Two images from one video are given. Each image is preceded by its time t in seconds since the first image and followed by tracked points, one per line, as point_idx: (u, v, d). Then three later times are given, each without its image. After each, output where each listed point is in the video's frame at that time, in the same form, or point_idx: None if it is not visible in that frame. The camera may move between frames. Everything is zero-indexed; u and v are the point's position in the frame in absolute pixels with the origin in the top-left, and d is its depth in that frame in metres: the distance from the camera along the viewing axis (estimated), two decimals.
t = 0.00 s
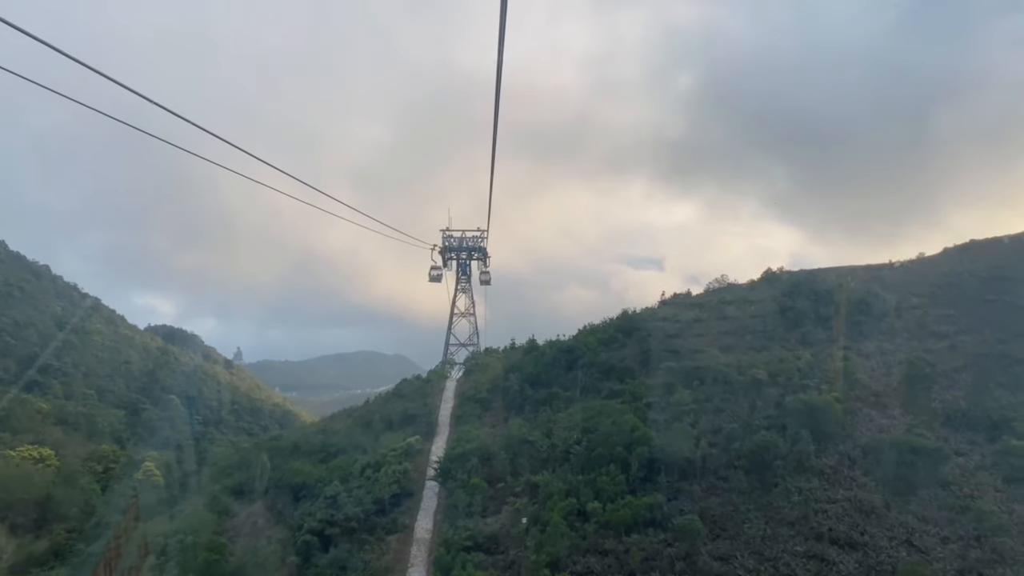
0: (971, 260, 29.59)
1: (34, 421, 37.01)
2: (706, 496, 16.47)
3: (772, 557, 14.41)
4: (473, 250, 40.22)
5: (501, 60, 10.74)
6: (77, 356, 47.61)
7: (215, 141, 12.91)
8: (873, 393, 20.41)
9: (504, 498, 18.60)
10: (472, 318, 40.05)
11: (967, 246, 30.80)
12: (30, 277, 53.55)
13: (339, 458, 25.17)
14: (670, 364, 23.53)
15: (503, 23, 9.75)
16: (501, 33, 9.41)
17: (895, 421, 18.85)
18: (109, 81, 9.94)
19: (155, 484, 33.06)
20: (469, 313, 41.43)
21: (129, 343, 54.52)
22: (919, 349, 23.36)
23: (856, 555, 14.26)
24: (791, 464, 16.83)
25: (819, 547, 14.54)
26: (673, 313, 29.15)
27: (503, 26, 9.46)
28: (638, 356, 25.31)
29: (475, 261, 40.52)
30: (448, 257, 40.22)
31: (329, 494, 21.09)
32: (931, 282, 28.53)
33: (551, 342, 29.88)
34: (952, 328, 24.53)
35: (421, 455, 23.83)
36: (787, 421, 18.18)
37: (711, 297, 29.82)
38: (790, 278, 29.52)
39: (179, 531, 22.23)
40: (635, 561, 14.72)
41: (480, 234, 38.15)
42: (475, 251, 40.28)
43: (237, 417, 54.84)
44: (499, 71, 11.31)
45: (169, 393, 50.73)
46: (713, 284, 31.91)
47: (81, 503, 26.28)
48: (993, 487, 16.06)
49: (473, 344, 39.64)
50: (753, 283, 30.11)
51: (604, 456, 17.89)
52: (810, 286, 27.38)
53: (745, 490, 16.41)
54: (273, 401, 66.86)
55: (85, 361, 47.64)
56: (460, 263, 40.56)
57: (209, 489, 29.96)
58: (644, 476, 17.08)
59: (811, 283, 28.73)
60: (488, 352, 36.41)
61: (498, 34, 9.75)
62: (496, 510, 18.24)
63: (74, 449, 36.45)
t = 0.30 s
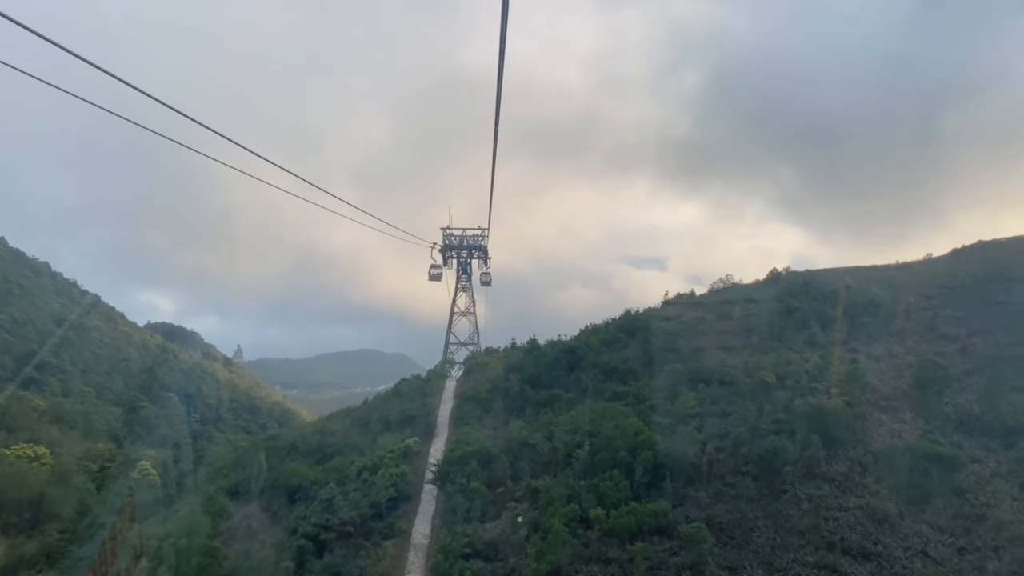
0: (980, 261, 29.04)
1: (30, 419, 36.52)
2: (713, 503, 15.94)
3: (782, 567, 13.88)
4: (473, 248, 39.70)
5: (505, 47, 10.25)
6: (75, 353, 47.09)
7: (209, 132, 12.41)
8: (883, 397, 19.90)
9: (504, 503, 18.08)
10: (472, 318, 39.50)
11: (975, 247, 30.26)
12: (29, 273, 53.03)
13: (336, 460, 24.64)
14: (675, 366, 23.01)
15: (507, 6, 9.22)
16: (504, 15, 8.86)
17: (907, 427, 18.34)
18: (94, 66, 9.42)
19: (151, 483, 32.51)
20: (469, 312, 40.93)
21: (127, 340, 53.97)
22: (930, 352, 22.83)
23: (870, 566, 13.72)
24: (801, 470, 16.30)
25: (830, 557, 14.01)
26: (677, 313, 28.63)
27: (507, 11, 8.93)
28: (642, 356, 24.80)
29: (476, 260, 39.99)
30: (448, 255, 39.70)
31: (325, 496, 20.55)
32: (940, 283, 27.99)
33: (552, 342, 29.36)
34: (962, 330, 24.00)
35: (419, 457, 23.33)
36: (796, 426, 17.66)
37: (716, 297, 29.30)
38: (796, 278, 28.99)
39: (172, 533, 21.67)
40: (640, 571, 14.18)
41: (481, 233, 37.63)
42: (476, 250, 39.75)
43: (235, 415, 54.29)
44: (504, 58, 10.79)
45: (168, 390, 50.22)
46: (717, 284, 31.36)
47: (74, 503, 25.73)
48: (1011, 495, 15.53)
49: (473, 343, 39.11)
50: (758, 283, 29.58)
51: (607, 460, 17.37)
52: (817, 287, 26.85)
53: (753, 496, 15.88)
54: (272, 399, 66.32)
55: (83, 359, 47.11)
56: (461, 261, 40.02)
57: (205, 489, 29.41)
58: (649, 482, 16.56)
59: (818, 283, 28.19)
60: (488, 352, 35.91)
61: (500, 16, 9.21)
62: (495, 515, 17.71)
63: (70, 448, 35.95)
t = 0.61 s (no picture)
0: (990, 264, 28.48)
1: (26, 424, 36.06)
2: (722, 514, 15.40)
3: None
4: (474, 251, 39.19)
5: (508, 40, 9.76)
6: (76, 357, 46.66)
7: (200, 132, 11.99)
8: (895, 404, 19.35)
9: (505, 513, 17.54)
10: (473, 322, 38.97)
11: (986, 250, 29.70)
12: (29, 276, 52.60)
13: (333, 467, 24.11)
14: (680, 371, 22.47)
15: None
16: None
17: (921, 435, 17.79)
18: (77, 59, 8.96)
19: (147, 489, 31.96)
20: (469, 315, 40.42)
21: (127, 344, 53.44)
22: (941, 357, 22.27)
23: None
24: (813, 480, 15.76)
25: (845, 571, 13.46)
26: (682, 317, 28.11)
27: None
28: (647, 361, 24.26)
29: (476, 263, 39.48)
30: (449, 258, 39.20)
31: (322, 506, 20.00)
32: (950, 287, 27.43)
33: (554, 347, 28.84)
34: (975, 334, 23.44)
35: (418, 465, 22.82)
36: (807, 434, 17.12)
37: (721, 301, 28.78)
38: (803, 281, 28.45)
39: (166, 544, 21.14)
40: None
41: (482, 235, 37.14)
42: (476, 253, 39.24)
43: (235, 419, 53.71)
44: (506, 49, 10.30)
45: (167, 395, 49.72)
46: (722, 287, 30.81)
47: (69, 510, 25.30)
48: None
49: (474, 347, 38.60)
50: (764, 286, 29.05)
51: (612, 470, 16.83)
52: (824, 290, 26.30)
53: (763, 508, 15.31)
54: (272, 403, 65.84)
55: (82, 362, 46.63)
56: (461, 264, 39.51)
57: (202, 497, 28.90)
58: (655, 493, 16.02)
59: (825, 286, 27.64)
60: (489, 356, 35.39)
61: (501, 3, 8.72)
62: (497, 526, 17.15)
63: (67, 453, 35.46)
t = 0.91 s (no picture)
0: (1008, 250, 27.73)
1: (30, 427, 35.67)
2: (741, 514, 14.81)
3: None
4: (478, 245, 38.59)
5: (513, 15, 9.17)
6: (80, 358, 46.26)
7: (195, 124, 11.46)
8: (916, 396, 18.70)
9: (515, 515, 16.99)
10: (479, 317, 38.40)
11: (1003, 237, 28.93)
12: (32, 276, 52.17)
13: (338, 468, 23.59)
14: (693, 366, 21.86)
15: None
16: None
17: (945, 429, 17.14)
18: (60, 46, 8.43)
19: (151, 492, 31.55)
20: (475, 311, 39.86)
21: (131, 343, 53.00)
22: (961, 347, 21.60)
23: None
24: (834, 478, 15.15)
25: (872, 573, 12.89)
26: (692, 309, 27.47)
27: None
28: (658, 355, 23.66)
29: (481, 257, 38.88)
30: (453, 253, 38.61)
31: (326, 509, 19.47)
32: (967, 274, 26.70)
33: (562, 341, 28.26)
34: (995, 323, 22.74)
35: (425, 465, 22.30)
36: (827, 428, 16.49)
37: (731, 292, 28.14)
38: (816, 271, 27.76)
39: (169, 551, 20.66)
40: None
41: (487, 229, 36.52)
42: (481, 247, 38.63)
43: (241, 418, 53.31)
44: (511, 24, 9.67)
45: (172, 394, 49.31)
46: (732, 278, 30.16)
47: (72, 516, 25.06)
48: None
49: (480, 343, 38.03)
50: (776, 276, 28.38)
51: (625, 468, 16.24)
52: (838, 279, 25.63)
53: (784, 507, 14.71)
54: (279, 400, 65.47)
55: (87, 363, 46.20)
56: (465, 259, 38.91)
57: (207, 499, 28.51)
58: (670, 493, 15.43)
59: (839, 275, 26.94)
60: (496, 352, 34.84)
61: None
62: (506, 529, 16.60)
63: (71, 455, 35.06)
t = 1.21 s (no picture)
0: None
1: (77, 378, 36.57)
2: (783, 468, 14.45)
3: (866, 542, 12.47)
4: (510, 196, 37.99)
5: None
6: (123, 312, 47.12)
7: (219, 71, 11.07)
8: (966, 346, 17.96)
9: (551, 468, 16.85)
10: (511, 269, 38.04)
11: None
12: (74, 231, 52.98)
13: (374, 420, 23.71)
14: (732, 317, 21.32)
15: None
16: None
17: (998, 381, 16.45)
18: None
19: (194, 441, 32.14)
20: (508, 263, 39.51)
21: (172, 297, 53.74)
22: (1015, 295, 20.67)
23: (968, 541, 12.23)
24: (882, 432, 14.65)
25: (921, 530, 12.53)
26: (730, 259, 26.76)
27: None
28: (695, 306, 23.13)
29: (513, 209, 38.31)
30: (485, 204, 38.10)
31: (363, 461, 19.58)
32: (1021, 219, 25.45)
33: (596, 293, 27.83)
34: None
35: (459, 416, 22.28)
36: (873, 379, 15.92)
37: (771, 241, 27.31)
38: (861, 217, 26.72)
39: (212, 501, 21.10)
40: (704, 545, 12.86)
41: (519, 179, 35.82)
42: (513, 198, 38.02)
43: (281, 368, 53.92)
44: None
45: (213, 346, 49.99)
46: (772, 227, 29.23)
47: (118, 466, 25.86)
48: None
49: (513, 294, 37.78)
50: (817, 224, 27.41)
51: (663, 422, 15.90)
52: (884, 226, 24.61)
53: (828, 461, 14.29)
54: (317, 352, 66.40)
55: (130, 317, 46.97)
56: (497, 211, 38.39)
57: (248, 449, 29.09)
58: (710, 447, 15.10)
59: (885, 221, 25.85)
60: (529, 304, 34.57)
61: None
62: (542, 481, 16.49)
63: (117, 406, 35.97)
